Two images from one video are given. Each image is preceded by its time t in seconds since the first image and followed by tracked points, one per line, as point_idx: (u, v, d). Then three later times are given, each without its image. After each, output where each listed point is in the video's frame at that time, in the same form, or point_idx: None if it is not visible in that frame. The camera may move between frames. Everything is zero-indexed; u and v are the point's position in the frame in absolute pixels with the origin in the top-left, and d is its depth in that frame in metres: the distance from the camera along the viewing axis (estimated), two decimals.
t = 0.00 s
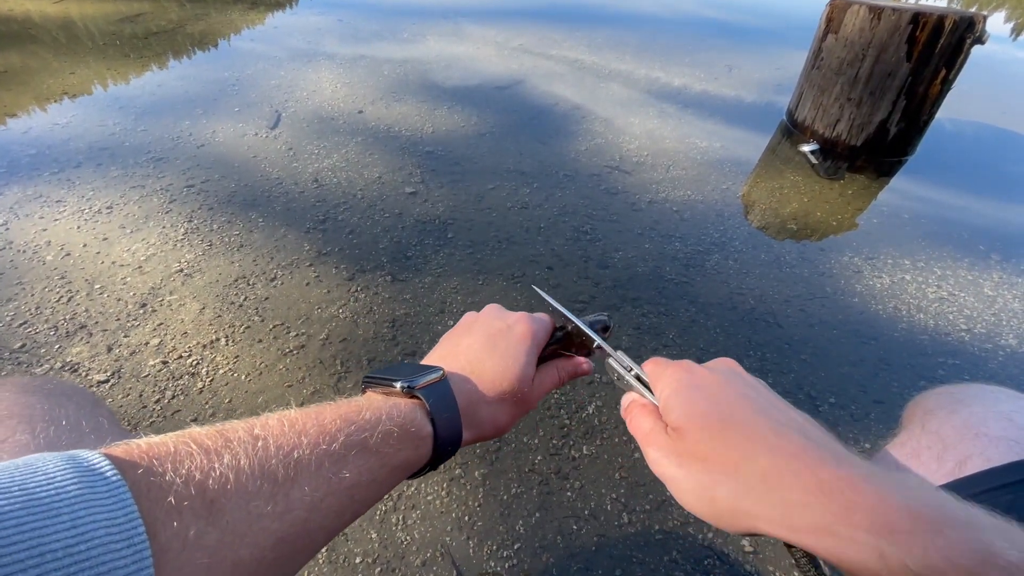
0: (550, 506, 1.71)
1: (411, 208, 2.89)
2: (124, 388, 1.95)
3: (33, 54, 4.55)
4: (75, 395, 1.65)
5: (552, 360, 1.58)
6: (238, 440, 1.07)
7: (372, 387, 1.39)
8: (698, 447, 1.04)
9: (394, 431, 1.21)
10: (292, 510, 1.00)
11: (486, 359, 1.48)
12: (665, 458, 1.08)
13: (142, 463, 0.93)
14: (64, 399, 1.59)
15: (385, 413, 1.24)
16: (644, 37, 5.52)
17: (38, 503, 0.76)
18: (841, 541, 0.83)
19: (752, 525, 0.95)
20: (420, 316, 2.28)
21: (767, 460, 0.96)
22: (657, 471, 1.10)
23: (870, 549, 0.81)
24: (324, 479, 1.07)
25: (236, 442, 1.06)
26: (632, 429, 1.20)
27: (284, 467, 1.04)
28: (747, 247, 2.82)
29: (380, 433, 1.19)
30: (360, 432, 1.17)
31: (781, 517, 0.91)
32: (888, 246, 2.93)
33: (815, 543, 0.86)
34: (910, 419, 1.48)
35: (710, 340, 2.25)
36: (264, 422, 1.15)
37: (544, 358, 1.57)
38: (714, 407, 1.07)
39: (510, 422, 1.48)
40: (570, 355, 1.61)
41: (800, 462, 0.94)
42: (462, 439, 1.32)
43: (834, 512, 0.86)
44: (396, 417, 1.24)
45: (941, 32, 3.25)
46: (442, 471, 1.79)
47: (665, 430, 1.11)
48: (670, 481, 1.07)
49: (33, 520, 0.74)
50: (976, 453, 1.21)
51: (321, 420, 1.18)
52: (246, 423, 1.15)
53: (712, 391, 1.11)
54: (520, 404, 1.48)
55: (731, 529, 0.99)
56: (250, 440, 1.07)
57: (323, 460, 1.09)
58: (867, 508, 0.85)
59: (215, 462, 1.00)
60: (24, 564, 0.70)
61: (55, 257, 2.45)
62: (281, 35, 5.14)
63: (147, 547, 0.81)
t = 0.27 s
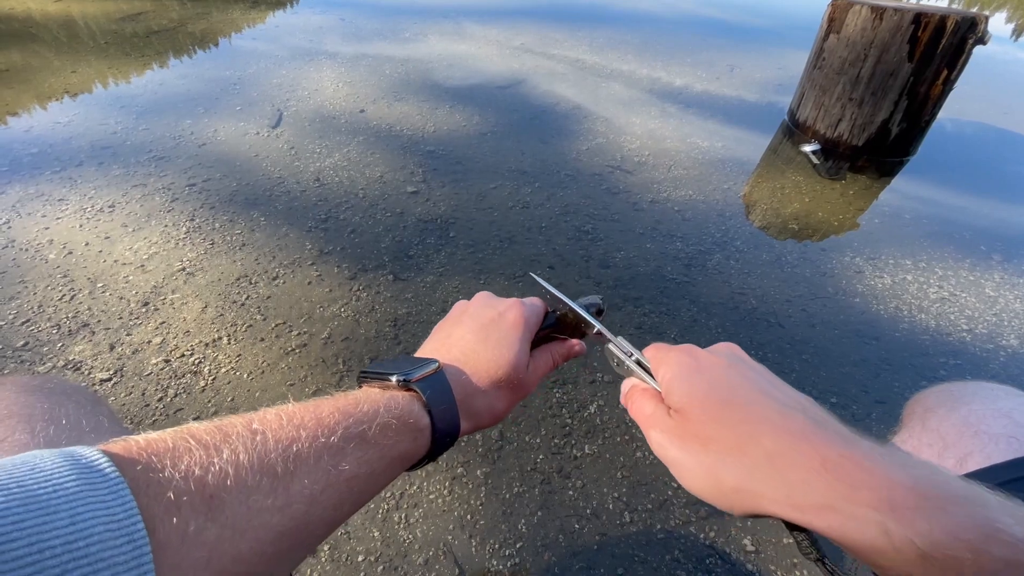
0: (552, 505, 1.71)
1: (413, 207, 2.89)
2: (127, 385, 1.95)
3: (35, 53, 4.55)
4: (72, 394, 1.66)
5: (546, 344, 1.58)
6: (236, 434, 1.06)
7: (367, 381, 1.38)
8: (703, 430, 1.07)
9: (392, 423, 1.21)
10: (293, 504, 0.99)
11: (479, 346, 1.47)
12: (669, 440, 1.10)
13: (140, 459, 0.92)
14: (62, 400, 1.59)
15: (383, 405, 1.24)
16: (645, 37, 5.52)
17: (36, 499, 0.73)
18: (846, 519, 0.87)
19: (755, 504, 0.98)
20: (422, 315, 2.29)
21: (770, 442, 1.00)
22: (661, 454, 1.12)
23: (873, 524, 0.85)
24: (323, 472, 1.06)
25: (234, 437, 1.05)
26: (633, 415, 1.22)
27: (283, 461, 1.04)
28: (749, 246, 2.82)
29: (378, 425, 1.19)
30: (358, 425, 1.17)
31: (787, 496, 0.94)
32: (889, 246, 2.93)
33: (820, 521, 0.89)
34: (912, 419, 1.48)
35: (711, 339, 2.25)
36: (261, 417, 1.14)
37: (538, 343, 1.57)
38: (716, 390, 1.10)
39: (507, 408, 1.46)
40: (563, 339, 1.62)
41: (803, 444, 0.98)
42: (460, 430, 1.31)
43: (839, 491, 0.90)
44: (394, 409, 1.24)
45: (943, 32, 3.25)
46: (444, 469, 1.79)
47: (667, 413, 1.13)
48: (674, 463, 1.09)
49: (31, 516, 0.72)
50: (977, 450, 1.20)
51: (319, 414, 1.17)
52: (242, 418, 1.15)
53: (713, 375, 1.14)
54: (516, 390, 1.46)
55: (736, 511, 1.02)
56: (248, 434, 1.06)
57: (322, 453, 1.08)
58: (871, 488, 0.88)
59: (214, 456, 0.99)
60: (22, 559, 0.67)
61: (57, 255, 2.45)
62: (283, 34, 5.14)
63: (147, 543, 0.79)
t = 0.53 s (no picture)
0: (554, 504, 1.71)
1: (415, 206, 2.89)
2: (128, 384, 1.95)
3: (36, 51, 4.55)
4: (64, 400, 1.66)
5: (547, 338, 1.55)
6: (233, 433, 1.05)
7: (366, 379, 1.37)
8: (722, 429, 1.02)
9: (391, 422, 1.20)
10: (290, 503, 0.99)
11: (478, 345, 1.45)
12: (686, 439, 1.06)
13: (135, 457, 0.92)
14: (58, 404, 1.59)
15: (381, 405, 1.23)
16: (646, 36, 5.52)
17: (29, 498, 0.73)
18: (876, 524, 0.82)
19: (778, 505, 0.94)
20: (423, 314, 2.29)
21: (795, 441, 0.95)
22: (678, 453, 1.09)
23: (906, 529, 0.80)
24: (321, 471, 1.05)
25: (231, 435, 1.04)
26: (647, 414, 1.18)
27: (280, 460, 1.03)
28: (751, 246, 2.82)
29: (376, 424, 1.18)
30: (356, 424, 1.16)
31: (812, 499, 0.89)
32: (891, 246, 2.93)
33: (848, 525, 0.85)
34: (915, 418, 1.48)
35: (713, 339, 2.25)
36: (258, 416, 1.13)
37: (539, 337, 1.53)
38: (734, 387, 1.05)
39: (508, 405, 1.45)
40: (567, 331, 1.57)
41: (828, 443, 0.93)
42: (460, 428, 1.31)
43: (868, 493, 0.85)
44: (393, 408, 1.23)
45: (945, 31, 3.25)
46: (446, 468, 1.79)
47: (684, 411, 1.09)
48: (693, 463, 1.06)
49: (24, 515, 0.71)
50: (976, 449, 1.20)
51: (317, 412, 1.16)
52: (241, 417, 1.14)
53: (730, 371, 1.08)
54: (516, 387, 1.45)
55: (759, 512, 0.97)
56: (245, 433, 1.06)
57: (320, 452, 1.08)
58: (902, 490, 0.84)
59: (211, 455, 0.98)
60: (16, 559, 0.67)
61: (59, 253, 2.46)
62: (284, 33, 5.14)
63: (141, 542, 0.79)
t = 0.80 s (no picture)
0: (554, 505, 1.71)
1: (416, 206, 2.89)
2: (129, 384, 1.95)
3: (36, 51, 4.55)
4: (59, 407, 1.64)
5: (545, 334, 1.54)
6: (230, 436, 1.05)
7: (364, 382, 1.36)
8: (726, 430, 1.01)
9: (389, 424, 1.20)
10: (288, 506, 0.98)
11: (475, 343, 1.44)
12: (690, 441, 1.05)
13: (133, 462, 0.91)
14: (54, 407, 1.61)
15: (379, 407, 1.22)
16: (647, 36, 5.52)
17: (26, 503, 0.73)
18: (888, 527, 0.82)
19: (785, 508, 0.93)
20: (424, 314, 2.29)
21: (801, 442, 0.94)
22: (680, 455, 1.08)
23: (917, 529, 0.80)
24: (318, 475, 1.05)
25: (229, 438, 1.04)
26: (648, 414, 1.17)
27: (278, 463, 1.02)
28: (751, 247, 2.82)
29: (374, 427, 1.18)
30: (353, 426, 1.16)
31: (820, 501, 0.89)
32: (892, 247, 2.93)
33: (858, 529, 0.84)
34: (915, 419, 1.48)
35: (714, 340, 2.25)
36: (256, 418, 1.13)
37: (536, 334, 1.53)
38: (738, 388, 1.04)
39: (506, 404, 1.45)
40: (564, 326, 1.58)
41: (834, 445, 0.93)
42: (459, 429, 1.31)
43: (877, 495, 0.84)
44: (390, 411, 1.22)
45: (946, 32, 3.25)
46: (447, 469, 1.79)
47: (687, 413, 1.08)
48: (696, 465, 1.04)
49: (20, 520, 0.71)
50: (977, 450, 1.20)
51: (314, 415, 1.16)
52: (239, 419, 1.14)
53: (734, 373, 1.07)
54: (514, 386, 1.44)
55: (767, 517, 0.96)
56: (242, 436, 1.05)
57: (317, 455, 1.07)
58: (911, 491, 0.83)
59: (207, 458, 0.98)
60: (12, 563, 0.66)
61: (60, 253, 2.46)
62: (285, 32, 5.14)
63: (138, 547, 0.78)
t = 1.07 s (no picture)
0: (555, 505, 1.71)
1: (417, 206, 2.89)
2: (129, 383, 1.95)
3: (37, 50, 4.56)
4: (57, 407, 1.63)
5: (553, 338, 1.53)
6: (237, 442, 1.04)
7: (370, 387, 1.35)
8: (727, 424, 1.02)
9: (396, 431, 1.19)
10: (293, 514, 0.98)
11: (482, 349, 1.43)
12: (693, 436, 1.07)
13: (139, 467, 0.92)
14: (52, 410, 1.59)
15: (387, 413, 1.22)
16: (648, 36, 5.51)
17: (34, 508, 0.73)
18: (887, 516, 0.83)
19: (788, 500, 0.95)
20: (425, 314, 2.29)
21: (800, 435, 0.95)
22: (686, 449, 1.09)
23: (914, 520, 0.81)
24: (325, 482, 1.04)
25: (235, 444, 1.04)
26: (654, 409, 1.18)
27: (285, 470, 1.02)
28: (752, 247, 2.82)
29: (381, 434, 1.17)
30: (361, 433, 1.15)
31: (821, 493, 0.90)
32: (892, 248, 2.92)
33: (858, 519, 0.86)
34: (916, 420, 1.48)
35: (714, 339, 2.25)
36: (263, 423, 1.12)
37: (544, 338, 1.52)
38: (738, 381, 1.04)
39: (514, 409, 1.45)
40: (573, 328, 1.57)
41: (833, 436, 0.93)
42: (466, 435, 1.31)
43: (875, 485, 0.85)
44: (398, 417, 1.22)
45: (948, 33, 3.24)
46: (447, 468, 1.79)
47: (690, 409, 1.09)
48: (701, 459, 1.06)
49: (28, 526, 0.71)
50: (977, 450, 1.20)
51: (321, 421, 1.15)
52: (246, 423, 1.14)
53: (734, 366, 1.07)
54: (523, 391, 1.44)
55: (771, 509, 0.98)
56: (249, 442, 1.05)
57: (323, 462, 1.07)
58: (910, 481, 0.84)
59: (214, 465, 0.98)
60: (20, 570, 0.67)
61: (60, 252, 2.46)
62: (285, 32, 5.14)
63: (145, 554, 0.78)
